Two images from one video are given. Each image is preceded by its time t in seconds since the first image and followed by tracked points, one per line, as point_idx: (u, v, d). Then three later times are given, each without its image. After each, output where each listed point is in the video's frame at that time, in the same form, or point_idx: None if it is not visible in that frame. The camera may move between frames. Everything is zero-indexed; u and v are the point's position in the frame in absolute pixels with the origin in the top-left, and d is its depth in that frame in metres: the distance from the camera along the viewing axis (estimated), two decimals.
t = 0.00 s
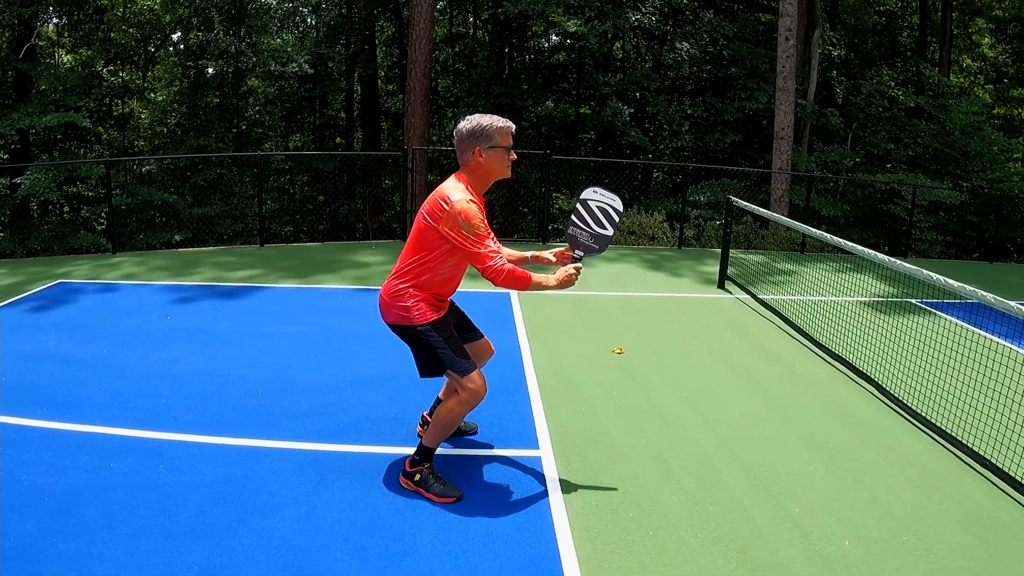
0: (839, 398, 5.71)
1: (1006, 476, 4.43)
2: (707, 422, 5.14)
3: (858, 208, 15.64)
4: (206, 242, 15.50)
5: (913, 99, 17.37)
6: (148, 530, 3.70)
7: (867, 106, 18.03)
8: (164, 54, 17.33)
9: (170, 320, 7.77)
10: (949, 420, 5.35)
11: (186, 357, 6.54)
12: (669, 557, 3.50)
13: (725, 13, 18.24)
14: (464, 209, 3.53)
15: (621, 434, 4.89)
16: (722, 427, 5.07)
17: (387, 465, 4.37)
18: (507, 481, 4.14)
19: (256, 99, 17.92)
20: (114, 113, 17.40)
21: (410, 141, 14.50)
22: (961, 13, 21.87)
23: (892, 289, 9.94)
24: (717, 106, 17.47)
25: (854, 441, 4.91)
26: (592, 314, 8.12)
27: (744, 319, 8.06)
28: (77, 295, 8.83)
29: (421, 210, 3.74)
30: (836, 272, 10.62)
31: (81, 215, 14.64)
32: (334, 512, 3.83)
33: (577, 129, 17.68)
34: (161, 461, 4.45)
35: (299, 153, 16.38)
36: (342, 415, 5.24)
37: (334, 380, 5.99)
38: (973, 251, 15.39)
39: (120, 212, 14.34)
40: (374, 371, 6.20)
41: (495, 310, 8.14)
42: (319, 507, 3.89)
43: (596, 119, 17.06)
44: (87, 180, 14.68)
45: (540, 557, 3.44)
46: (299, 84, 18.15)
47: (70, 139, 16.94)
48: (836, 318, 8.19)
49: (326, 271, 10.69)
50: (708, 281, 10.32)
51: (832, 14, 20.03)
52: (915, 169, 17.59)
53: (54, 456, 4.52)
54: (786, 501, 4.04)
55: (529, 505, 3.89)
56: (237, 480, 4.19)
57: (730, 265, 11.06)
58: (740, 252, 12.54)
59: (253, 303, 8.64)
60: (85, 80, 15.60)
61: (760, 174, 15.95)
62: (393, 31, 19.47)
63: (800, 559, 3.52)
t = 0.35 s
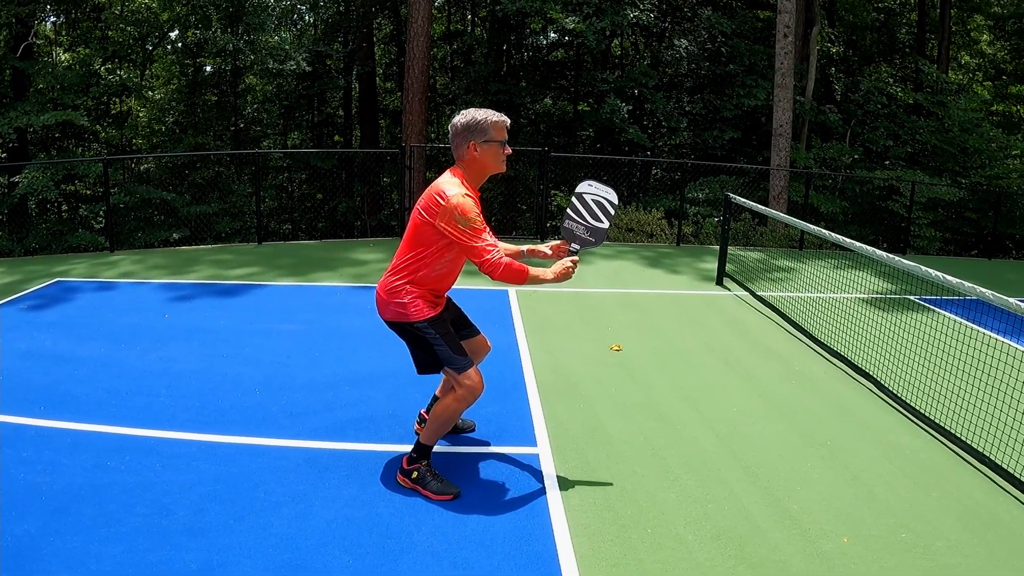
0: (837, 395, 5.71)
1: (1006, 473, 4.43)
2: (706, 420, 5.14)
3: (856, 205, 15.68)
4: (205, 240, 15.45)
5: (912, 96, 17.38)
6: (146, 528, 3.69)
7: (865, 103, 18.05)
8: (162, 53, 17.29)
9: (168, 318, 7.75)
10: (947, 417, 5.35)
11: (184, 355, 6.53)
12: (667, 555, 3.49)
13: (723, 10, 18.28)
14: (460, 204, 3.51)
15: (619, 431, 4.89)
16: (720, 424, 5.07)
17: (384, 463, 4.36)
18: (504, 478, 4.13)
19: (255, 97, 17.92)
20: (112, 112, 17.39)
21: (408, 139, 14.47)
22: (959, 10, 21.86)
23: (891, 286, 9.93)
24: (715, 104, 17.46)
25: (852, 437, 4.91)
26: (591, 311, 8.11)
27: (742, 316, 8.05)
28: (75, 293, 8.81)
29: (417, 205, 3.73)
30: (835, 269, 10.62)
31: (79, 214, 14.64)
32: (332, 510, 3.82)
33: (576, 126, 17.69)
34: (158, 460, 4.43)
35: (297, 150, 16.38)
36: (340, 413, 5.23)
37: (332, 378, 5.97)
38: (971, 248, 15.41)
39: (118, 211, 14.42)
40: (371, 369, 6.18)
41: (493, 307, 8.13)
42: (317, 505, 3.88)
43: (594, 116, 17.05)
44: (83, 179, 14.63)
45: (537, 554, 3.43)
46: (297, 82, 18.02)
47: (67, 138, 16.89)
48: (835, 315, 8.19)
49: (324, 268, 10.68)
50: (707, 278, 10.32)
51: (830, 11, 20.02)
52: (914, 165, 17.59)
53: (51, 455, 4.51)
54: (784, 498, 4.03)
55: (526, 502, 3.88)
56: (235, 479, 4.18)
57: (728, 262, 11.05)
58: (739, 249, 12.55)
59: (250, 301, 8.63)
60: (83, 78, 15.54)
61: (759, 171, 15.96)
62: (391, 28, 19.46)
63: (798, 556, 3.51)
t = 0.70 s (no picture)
0: (839, 393, 5.70)
1: (1008, 473, 4.40)
2: (707, 418, 5.13)
3: (859, 203, 15.68)
4: (206, 238, 15.29)
5: (914, 95, 17.33)
6: (145, 527, 3.68)
7: (868, 101, 18.04)
8: (164, 50, 17.31)
9: (169, 316, 7.75)
10: (949, 416, 5.33)
11: (183, 354, 6.52)
12: (666, 554, 3.47)
13: (725, 8, 18.24)
14: (459, 202, 3.49)
15: (619, 430, 4.87)
16: (720, 422, 5.06)
17: (383, 461, 4.36)
18: (503, 477, 4.12)
19: (257, 96, 17.93)
20: (115, 110, 17.57)
21: (410, 137, 14.41)
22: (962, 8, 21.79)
23: (893, 284, 9.90)
24: (718, 102, 17.37)
25: (854, 436, 4.89)
26: (591, 310, 8.10)
27: (744, 315, 8.03)
28: (75, 292, 8.80)
29: (415, 204, 3.71)
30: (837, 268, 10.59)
31: (82, 212, 14.59)
32: (330, 509, 3.81)
33: (578, 124, 17.51)
34: (158, 457, 4.43)
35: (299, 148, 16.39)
36: (340, 411, 5.23)
37: (332, 376, 5.96)
38: (974, 247, 15.36)
39: (121, 209, 14.43)
40: (371, 367, 6.17)
41: (494, 306, 8.12)
42: (316, 503, 3.87)
43: (596, 114, 17.04)
44: (86, 176, 14.63)
45: (536, 554, 3.41)
46: (299, 80, 18.16)
47: (69, 137, 16.91)
48: (836, 313, 8.17)
49: (325, 266, 10.68)
50: (708, 276, 10.29)
51: (833, 9, 19.94)
52: (916, 164, 17.53)
53: (51, 453, 4.49)
54: (784, 497, 4.02)
55: (525, 501, 3.87)
56: (234, 477, 4.17)
57: (730, 260, 11.03)
58: (740, 247, 12.52)
59: (251, 298, 8.63)
60: (85, 76, 15.54)
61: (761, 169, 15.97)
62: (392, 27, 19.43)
63: (799, 556, 3.50)
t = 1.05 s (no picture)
0: (843, 391, 5.67)
1: (1013, 472, 4.36)
2: (710, 417, 5.10)
3: (865, 200, 15.65)
4: (212, 239, 15.42)
5: (920, 91, 17.21)
6: (145, 527, 3.67)
7: (874, 98, 17.85)
8: (169, 52, 17.36)
9: (172, 317, 7.75)
10: (955, 414, 5.28)
11: (186, 354, 6.52)
12: (667, 554, 3.44)
13: (730, 5, 18.15)
14: (458, 201, 3.47)
15: (622, 429, 4.84)
16: (723, 421, 5.03)
17: (384, 461, 4.34)
18: (504, 476, 4.10)
19: (262, 96, 17.86)
20: (120, 112, 17.71)
21: (415, 136, 14.38)
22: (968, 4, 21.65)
23: (899, 282, 9.83)
24: (722, 99, 17.27)
25: (858, 435, 4.85)
26: (595, 308, 8.07)
27: (747, 313, 8.00)
28: (79, 292, 8.81)
29: (414, 202, 3.69)
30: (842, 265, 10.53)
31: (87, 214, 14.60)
32: (331, 509, 3.79)
33: (582, 123, 17.68)
34: (159, 458, 4.41)
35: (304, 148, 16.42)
36: (341, 411, 5.21)
37: (334, 376, 5.94)
38: (981, 243, 15.28)
39: (126, 210, 14.43)
40: (373, 367, 6.16)
41: (497, 305, 8.09)
42: (315, 504, 3.85)
43: (602, 112, 16.98)
44: (90, 178, 14.71)
45: (536, 554, 3.39)
46: (304, 80, 17.77)
47: (74, 138, 16.95)
48: (841, 311, 8.12)
49: (329, 266, 10.67)
50: (713, 275, 10.25)
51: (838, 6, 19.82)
52: (923, 161, 17.44)
53: (53, 454, 4.49)
54: (788, 497, 3.99)
55: (527, 501, 3.84)
56: (235, 477, 4.16)
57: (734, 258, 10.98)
58: (746, 245, 12.48)
59: (255, 299, 8.63)
60: (89, 78, 15.55)
61: (767, 167, 15.95)
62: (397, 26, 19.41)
63: (802, 556, 3.46)
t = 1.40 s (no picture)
0: (852, 392, 5.62)
1: None
2: (716, 418, 5.06)
3: (877, 200, 15.54)
4: (223, 241, 15.57)
5: (932, 89, 17.06)
6: (148, 528, 3.67)
7: (886, 97, 17.70)
8: (180, 55, 17.53)
9: (181, 319, 7.78)
10: (965, 415, 5.21)
11: (194, 356, 6.54)
12: (672, 558, 3.40)
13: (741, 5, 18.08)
14: (460, 202, 3.45)
15: (627, 431, 4.81)
16: (730, 422, 4.99)
17: (389, 463, 4.32)
18: (509, 479, 4.07)
19: (273, 99, 18.03)
20: (131, 115, 17.89)
21: (425, 139, 14.38)
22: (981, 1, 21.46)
23: (911, 282, 9.72)
24: (733, 99, 17.19)
25: (866, 436, 4.80)
26: (603, 310, 8.04)
27: (757, 314, 7.94)
28: (89, 295, 8.86)
29: (417, 204, 3.67)
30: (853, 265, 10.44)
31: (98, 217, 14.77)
32: (334, 511, 3.77)
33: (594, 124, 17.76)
34: (164, 460, 4.42)
35: (315, 149, 16.48)
36: (347, 413, 5.21)
37: (341, 378, 5.94)
38: (995, 243, 15.13)
39: (137, 214, 14.37)
40: (379, 369, 6.15)
41: (505, 306, 8.07)
42: (319, 506, 3.83)
43: (612, 113, 16.92)
44: (102, 181, 14.89)
45: (540, 558, 3.35)
46: (315, 83, 17.83)
47: (86, 141, 17.12)
48: (852, 311, 8.04)
49: (338, 268, 10.69)
50: (723, 275, 10.18)
51: (849, 5, 19.70)
52: (935, 160, 17.31)
53: (59, 454, 4.51)
54: (795, 499, 3.94)
55: (532, 504, 3.81)
56: (239, 479, 4.16)
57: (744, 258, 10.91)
58: (756, 245, 12.41)
59: (263, 301, 8.65)
60: (101, 82, 15.65)
61: (778, 167, 15.93)
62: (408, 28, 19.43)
63: (809, 560, 3.42)
